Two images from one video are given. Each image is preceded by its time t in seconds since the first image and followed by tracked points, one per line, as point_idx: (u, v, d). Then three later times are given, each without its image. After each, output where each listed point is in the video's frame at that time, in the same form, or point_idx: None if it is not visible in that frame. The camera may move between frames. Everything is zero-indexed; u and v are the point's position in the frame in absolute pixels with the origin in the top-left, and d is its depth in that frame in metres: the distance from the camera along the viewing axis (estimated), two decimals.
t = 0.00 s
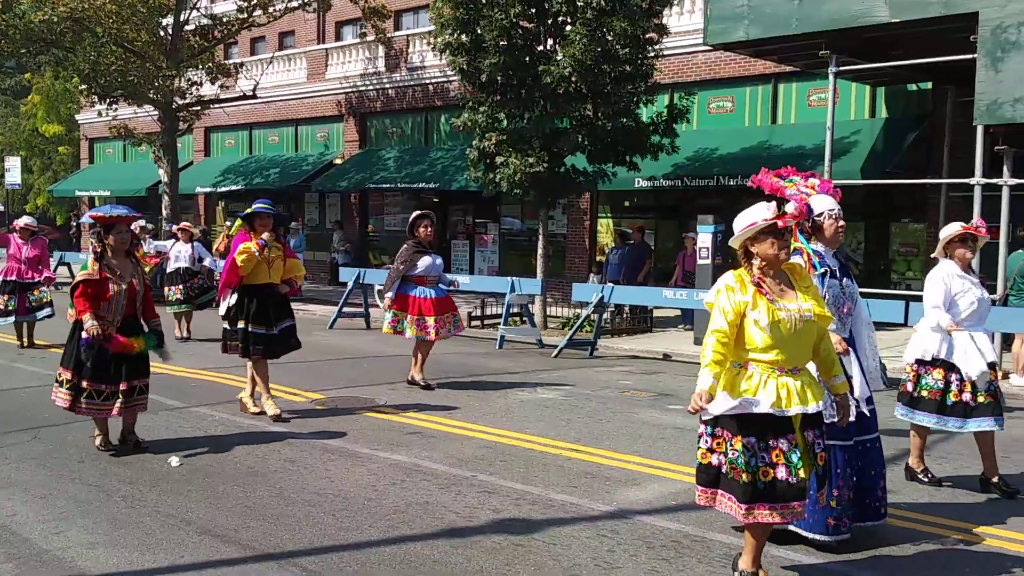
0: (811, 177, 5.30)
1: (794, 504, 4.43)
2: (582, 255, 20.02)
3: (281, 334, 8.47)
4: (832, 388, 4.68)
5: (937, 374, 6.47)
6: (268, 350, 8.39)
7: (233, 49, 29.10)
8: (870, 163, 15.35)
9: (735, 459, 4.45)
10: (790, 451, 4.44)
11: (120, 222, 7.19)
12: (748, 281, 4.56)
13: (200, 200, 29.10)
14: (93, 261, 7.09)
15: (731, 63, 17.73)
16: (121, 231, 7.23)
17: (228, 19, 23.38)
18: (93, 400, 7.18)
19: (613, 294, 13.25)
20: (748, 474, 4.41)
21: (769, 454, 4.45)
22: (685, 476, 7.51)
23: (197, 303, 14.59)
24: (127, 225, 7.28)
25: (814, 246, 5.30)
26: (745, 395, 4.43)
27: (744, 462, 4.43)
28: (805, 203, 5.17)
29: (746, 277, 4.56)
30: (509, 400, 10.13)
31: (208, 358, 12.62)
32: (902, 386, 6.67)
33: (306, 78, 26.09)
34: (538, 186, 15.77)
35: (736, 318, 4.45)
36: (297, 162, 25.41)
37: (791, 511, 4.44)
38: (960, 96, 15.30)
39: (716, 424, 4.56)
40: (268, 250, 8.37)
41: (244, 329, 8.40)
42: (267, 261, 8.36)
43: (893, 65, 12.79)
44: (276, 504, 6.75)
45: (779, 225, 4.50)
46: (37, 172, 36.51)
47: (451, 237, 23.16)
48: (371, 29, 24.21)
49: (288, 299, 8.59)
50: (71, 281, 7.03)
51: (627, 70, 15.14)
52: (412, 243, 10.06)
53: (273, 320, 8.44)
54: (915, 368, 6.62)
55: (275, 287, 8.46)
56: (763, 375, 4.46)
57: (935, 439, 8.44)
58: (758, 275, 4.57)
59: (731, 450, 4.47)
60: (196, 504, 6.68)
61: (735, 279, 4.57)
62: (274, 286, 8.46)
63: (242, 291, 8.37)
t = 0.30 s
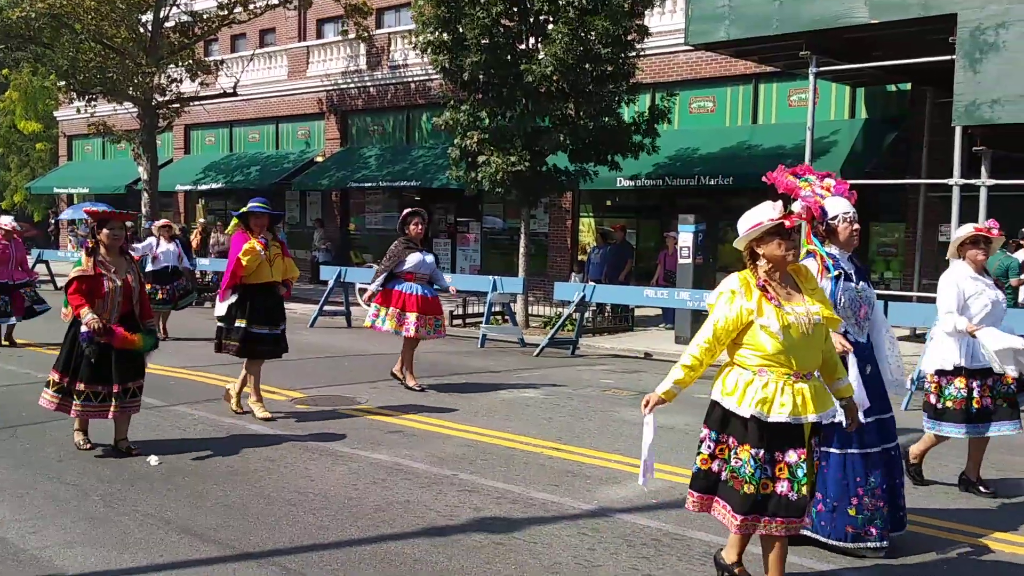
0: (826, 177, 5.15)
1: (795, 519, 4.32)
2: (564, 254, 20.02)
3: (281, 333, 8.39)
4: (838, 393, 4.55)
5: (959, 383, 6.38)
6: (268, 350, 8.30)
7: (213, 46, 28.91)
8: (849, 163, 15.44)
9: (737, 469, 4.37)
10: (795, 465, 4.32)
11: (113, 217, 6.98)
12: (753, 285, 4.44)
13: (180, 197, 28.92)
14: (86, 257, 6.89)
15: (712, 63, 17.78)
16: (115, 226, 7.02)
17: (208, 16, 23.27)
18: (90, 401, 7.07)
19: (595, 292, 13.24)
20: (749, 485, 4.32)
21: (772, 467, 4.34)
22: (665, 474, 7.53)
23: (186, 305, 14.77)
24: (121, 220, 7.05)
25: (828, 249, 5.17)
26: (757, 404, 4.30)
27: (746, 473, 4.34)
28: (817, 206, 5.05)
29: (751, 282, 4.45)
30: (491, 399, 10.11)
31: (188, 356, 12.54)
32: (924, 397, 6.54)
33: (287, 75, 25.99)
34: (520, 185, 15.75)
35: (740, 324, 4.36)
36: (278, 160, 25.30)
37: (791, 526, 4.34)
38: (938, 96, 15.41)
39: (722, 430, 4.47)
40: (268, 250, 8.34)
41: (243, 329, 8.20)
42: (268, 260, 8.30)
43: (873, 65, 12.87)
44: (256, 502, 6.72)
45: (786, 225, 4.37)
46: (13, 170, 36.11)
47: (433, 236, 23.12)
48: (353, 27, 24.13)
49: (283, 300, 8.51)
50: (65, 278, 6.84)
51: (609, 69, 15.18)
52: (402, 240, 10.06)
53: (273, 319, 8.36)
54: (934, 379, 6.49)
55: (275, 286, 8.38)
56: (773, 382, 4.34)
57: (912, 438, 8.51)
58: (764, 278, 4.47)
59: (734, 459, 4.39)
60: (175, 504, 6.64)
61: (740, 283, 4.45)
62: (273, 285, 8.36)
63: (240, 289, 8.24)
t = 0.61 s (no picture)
0: (839, 174, 4.83)
1: (797, 521, 4.14)
2: (543, 249, 20.01)
3: (278, 330, 8.31)
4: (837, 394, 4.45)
5: (971, 382, 6.29)
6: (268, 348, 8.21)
7: (189, 40, 28.68)
8: (826, 158, 15.53)
9: (740, 467, 4.16)
10: (800, 464, 4.15)
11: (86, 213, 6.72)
12: (762, 280, 4.31)
13: (156, 192, 28.70)
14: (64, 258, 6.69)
15: (690, 58, 17.81)
16: (92, 223, 6.78)
17: (184, 9, 23.07)
18: (84, 404, 6.76)
19: (574, 288, 13.23)
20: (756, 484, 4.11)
21: (776, 465, 4.17)
22: (643, 469, 7.56)
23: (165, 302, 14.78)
24: (98, 215, 6.80)
25: (851, 244, 5.10)
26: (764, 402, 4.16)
27: (752, 471, 4.13)
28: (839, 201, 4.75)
29: (760, 277, 4.31)
30: (470, 395, 10.10)
31: (164, 353, 12.44)
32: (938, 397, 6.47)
33: (265, 70, 25.85)
34: (499, 180, 15.73)
35: (753, 317, 4.19)
36: (255, 155, 25.17)
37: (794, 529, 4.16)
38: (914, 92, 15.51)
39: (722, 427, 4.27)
40: (265, 247, 8.22)
41: (248, 328, 8.12)
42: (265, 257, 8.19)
43: (849, 61, 12.93)
44: (233, 500, 6.68)
45: (794, 218, 4.29)
46: None
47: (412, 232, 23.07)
48: (330, 21, 24.01)
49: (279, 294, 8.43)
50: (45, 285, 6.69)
51: (587, 63, 15.19)
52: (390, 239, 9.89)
53: (270, 317, 8.27)
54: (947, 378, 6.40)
55: (272, 282, 8.29)
56: (779, 380, 4.22)
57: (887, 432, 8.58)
58: (772, 272, 4.35)
59: (737, 456, 4.17)
60: (151, 501, 6.59)
61: (750, 276, 4.30)
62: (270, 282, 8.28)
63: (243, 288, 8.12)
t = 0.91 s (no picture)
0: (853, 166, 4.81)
1: (800, 526, 4.11)
2: (515, 245, 19.99)
3: (277, 330, 8.17)
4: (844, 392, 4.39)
5: (965, 373, 6.29)
6: (263, 349, 8.07)
7: (158, 34, 28.36)
8: (795, 155, 15.64)
9: (745, 472, 4.14)
10: (805, 468, 4.11)
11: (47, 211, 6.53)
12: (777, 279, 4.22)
13: (123, 187, 28.39)
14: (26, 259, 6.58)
15: (661, 55, 17.85)
16: (55, 220, 6.61)
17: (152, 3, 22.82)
18: (41, 407, 6.66)
19: (545, 284, 13.22)
20: (760, 490, 4.09)
21: (782, 470, 4.11)
22: (613, 463, 7.58)
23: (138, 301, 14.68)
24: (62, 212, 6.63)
25: (864, 241, 5.00)
26: (775, 405, 4.08)
27: (756, 476, 4.10)
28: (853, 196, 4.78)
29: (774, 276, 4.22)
30: (441, 391, 10.07)
31: (131, 350, 12.31)
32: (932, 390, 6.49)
33: (234, 64, 25.64)
34: (470, 176, 15.68)
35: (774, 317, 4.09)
36: (224, 150, 24.95)
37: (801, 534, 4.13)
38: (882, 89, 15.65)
39: (726, 431, 4.25)
40: (261, 246, 8.01)
41: (239, 331, 8.02)
42: (260, 257, 8.00)
43: (818, 58, 13.02)
44: (200, 497, 6.63)
45: (798, 218, 4.19)
46: None
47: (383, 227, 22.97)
48: (300, 16, 23.85)
49: (279, 293, 8.30)
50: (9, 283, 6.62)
51: (558, 60, 15.21)
52: (376, 237, 9.69)
53: (268, 317, 8.14)
54: (941, 370, 6.42)
55: (269, 281, 8.14)
56: (791, 382, 4.13)
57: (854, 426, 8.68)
58: (782, 271, 4.25)
59: (742, 462, 4.16)
60: (117, 499, 6.52)
61: (762, 273, 4.25)
62: (267, 281, 8.13)
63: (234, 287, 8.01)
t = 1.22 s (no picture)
0: (841, 163, 4.95)
1: (822, 523, 4.09)
2: (471, 239, 20.00)
3: (254, 326, 7.90)
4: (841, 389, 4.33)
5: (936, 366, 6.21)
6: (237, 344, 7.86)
7: (107, 25, 27.87)
8: (748, 150, 15.82)
9: (758, 478, 4.09)
10: (814, 464, 4.08)
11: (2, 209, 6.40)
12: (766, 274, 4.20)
13: (72, 181, 27.91)
14: None
15: (616, 51, 17.97)
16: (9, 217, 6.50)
17: None
18: None
19: (502, 278, 13.24)
20: (774, 493, 4.04)
21: (793, 470, 4.08)
22: (566, 456, 7.64)
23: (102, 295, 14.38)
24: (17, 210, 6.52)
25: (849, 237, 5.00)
26: (769, 405, 4.05)
27: (770, 480, 4.06)
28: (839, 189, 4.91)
29: (762, 271, 4.19)
30: (396, 386, 10.06)
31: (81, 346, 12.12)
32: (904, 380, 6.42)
33: (186, 57, 25.33)
34: (425, 170, 15.65)
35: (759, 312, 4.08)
36: (176, 144, 24.62)
37: (821, 532, 4.10)
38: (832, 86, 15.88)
39: (733, 439, 4.23)
40: (227, 242, 7.80)
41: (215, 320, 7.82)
42: (226, 253, 7.78)
43: (770, 55, 13.18)
44: (152, 494, 6.57)
45: (790, 214, 4.14)
46: None
47: (337, 222, 22.84)
48: (253, 8, 23.61)
49: (255, 288, 8.08)
50: None
51: (513, 54, 15.24)
52: (347, 233, 9.62)
53: (243, 312, 7.88)
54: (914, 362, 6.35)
55: (239, 277, 7.92)
56: (782, 380, 4.10)
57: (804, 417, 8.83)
58: (773, 268, 4.22)
59: (753, 468, 4.12)
60: (66, 497, 6.43)
61: (751, 267, 4.21)
62: (238, 277, 7.91)
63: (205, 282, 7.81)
